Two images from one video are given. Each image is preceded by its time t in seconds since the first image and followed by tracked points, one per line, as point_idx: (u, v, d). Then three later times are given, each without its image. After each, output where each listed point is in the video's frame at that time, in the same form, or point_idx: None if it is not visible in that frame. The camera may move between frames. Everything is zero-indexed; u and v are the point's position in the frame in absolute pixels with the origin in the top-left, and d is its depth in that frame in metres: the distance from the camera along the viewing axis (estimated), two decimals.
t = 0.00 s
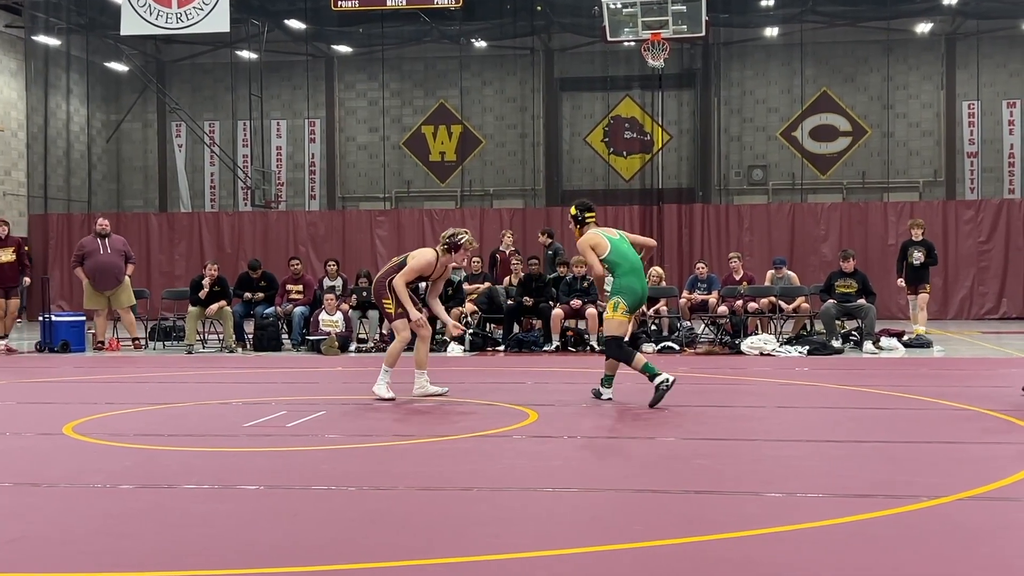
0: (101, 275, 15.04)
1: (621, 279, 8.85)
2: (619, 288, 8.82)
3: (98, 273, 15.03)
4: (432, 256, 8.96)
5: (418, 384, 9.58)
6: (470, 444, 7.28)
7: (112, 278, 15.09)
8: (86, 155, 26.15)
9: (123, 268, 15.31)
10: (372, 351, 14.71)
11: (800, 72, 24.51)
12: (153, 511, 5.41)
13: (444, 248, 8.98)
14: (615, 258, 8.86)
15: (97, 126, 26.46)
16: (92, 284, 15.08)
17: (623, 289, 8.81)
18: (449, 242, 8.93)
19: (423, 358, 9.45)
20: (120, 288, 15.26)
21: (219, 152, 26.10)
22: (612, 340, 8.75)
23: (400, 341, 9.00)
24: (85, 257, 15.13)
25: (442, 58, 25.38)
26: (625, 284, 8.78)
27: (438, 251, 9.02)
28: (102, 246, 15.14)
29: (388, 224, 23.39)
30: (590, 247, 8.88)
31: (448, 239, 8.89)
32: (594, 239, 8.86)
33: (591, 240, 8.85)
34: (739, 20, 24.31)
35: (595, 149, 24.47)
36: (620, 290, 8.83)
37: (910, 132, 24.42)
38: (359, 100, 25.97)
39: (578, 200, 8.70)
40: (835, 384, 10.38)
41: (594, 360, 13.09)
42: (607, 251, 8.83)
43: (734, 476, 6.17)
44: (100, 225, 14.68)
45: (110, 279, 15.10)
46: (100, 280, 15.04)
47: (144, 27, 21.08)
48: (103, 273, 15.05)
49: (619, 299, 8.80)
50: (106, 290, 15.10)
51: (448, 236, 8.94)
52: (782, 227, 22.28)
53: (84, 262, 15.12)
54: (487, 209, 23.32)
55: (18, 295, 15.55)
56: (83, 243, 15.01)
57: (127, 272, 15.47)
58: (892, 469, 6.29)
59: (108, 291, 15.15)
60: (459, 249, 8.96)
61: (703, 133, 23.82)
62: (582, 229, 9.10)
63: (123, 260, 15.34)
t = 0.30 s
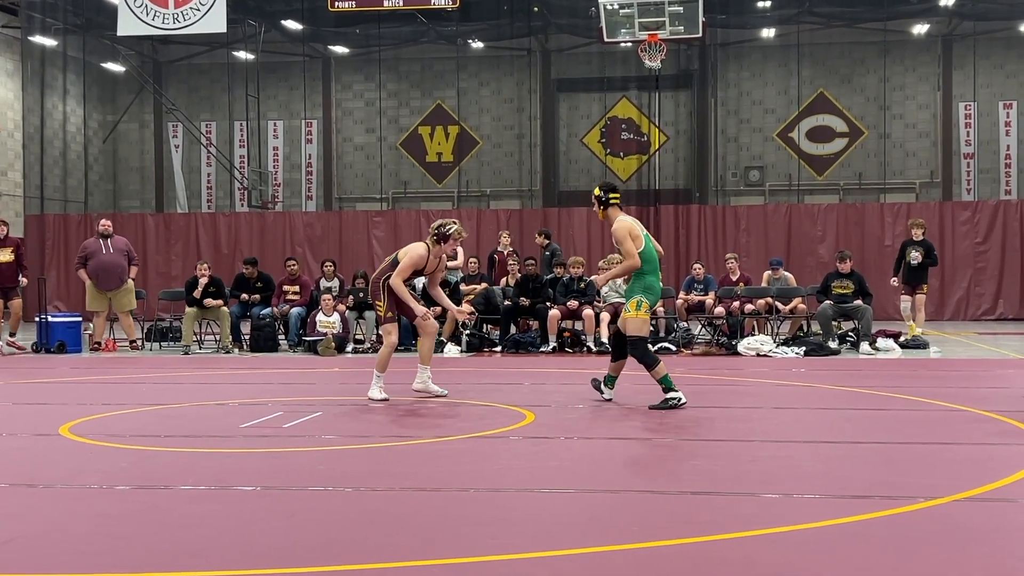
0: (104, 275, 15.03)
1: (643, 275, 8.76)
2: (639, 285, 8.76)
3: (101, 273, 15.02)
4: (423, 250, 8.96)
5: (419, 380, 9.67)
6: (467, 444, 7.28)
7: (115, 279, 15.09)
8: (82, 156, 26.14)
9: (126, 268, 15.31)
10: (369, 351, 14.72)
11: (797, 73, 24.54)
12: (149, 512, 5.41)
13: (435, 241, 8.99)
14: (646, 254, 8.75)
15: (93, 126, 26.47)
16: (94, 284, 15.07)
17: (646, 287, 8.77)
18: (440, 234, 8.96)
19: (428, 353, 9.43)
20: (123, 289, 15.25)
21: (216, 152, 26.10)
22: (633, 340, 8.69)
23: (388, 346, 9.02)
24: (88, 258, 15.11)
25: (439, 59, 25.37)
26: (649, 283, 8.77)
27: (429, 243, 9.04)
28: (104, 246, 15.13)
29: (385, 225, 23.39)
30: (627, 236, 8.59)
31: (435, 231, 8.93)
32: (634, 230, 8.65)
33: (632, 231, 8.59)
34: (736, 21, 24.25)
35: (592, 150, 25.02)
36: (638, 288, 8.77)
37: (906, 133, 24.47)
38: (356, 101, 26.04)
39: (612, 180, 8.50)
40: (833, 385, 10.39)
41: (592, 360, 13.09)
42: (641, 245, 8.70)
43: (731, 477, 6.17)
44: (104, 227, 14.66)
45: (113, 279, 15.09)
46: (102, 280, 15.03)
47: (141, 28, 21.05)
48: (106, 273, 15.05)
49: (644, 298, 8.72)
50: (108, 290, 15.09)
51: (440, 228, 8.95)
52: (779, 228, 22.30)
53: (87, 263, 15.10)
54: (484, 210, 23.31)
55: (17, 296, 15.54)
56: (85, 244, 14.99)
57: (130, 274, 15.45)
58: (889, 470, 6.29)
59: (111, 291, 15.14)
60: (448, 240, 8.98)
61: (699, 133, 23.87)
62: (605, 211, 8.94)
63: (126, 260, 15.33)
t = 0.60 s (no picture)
0: (110, 276, 15.02)
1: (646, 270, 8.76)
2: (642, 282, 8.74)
3: (106, 273, 15.00)
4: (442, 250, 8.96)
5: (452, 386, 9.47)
6: (464, 445, 7.28)
7: (120, 280, 15.07)
8: (79, 157, 26.14)
9: (131, 269, 15.29)
10: (366, 352, 14.72)
11: (793, 74, 24.54)
12: (145, 513, 5.41)
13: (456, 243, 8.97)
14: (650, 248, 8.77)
15: (89, 127, 26.46)
16: (99, 286, 15.04)
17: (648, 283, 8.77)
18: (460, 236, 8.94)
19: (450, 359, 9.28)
20: (128, 289, 15.24)
21: (213, 153, 26.12)
22: (640, 337, 8.73)
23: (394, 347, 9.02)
24: (92, 259, 15.09)
25: (436, 59, 25.37)
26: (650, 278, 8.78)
27: (450, 244, 9.02)
28: (110, 246, 15.11)
29: (382, 225, 23.36)
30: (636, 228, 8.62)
31: (456, 232, 8.90)
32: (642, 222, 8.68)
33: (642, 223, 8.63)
34: (732, 22, 24.28)
35: (588, 151, 24.92)
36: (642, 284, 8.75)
37: (902, 134, 24.44)
38: (353, 102, 25.98)
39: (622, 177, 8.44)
40: (829, 385, 10.40)
41: (589, 361, 13.09)
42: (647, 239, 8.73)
43: (728, 478, 6.17)
44: (109, 227, 14.63)
45: (119, 280, 15.08)
46: (108, 280, 15.01)
47: (137, 28, 21.03)
48: (112, 274, 15.02)
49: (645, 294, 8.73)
50: (114, 291, 15.07)
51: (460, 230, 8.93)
52: (775, 228, 22.32)
53: (91, 264, 15.10)
54: (480, 211, 23.32)
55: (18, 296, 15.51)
56: (90, 244, 14.95)
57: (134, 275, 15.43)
58: (886, 471, 6.30)
59: (116, 292, 15.11)
60: (470, 242, 8.93)
61: (695, 134, 23.92)
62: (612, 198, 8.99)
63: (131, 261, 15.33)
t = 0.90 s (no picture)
0: (110, 277, 14.99)
1: (633, 272, 8.79)
2: (630, 283, 8.78)
3: (106, 275, 14.97)
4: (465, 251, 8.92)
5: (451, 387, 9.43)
6: (461, 446, 7.28)
7: (120, 281, 15.06)
8: (75, 158, 26.14)
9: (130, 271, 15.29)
10: (363, 353, 14.71)
11: (790, 75, 24.58)
12: (142, 514, 5.40)
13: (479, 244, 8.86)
14: (634, 249, 8.77)
15: (86, 128, 26.46)
16: (99, 287, 15.01)
17: (637, 284, 8.77)
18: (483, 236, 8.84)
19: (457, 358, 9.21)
20: (127, 291, 15.24)
21: (210, 154, 26.11)
22: (638, 337, 8.69)
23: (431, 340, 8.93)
24: (92, 260, 15.05)
25: (433, 60, 25.42)
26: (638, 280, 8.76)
27: (471, 246, 8.92)
28: (110, 248, 15.11)
29: (379, 226, 23.34)
30: (611, 230, 8.70)
31: (478, 232, 8.81)
32: (619, 223, 8.72)
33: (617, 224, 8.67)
34: (729, 23, 24.33)
35: (585, 151, 24.80)
36: (630, 284, 8.78)
37: (899, 134, 24.43)
38: (349, 103, 25.93)
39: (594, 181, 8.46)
40: (826, 386, 10.41)
41: (586, 362, 13.09)
42: (628, 240, 8.74)
43: (725, 479, 6.17)
44: (111, 229, 14.62)
45: (119, 281, 15.06)
46: (108, 281, 14.98)
47: (135, 29, 21.02)
48: (111, 275, 15.00)
49: (635, 296, 8.74)
50: (114, 292, 15.05)
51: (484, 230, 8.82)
52: (772, 229, 22.30)
53: (91, 265, 15.05)
54: (477, 211, 23.33)
55: (17, 297, 15.46)
56: (91, 245, 14.94)
57: (133, 276, 15.42)
58: (883, 471, 6.30)
59: (115, 293, 15.10)
60: (491, 242, 8.83)
61: (693, 135, 23.96)
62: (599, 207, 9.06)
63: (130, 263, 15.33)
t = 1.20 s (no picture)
0: (106, 278, 14.96)
1: (618, 267, 8.78)
2: (618, 278, 8.73)
3: (102, 276, 14.94)
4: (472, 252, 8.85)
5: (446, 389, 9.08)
6: (459, 447, 7.28)
7: (116, 283, 15.04)
8: (72, 160, 26.13)
9: (127, 273, 15.27)
10: (360, 354, 14.70)
11: (787, 76, 24.64)
12: (138, 515, 5.40)
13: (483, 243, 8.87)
14: (614, 244, 8.82)
15: (83, 129, 26.46)
16: (95, 288, 14.98)
17: (625, 279, 8.76)
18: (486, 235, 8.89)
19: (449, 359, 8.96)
20: (123, 292, 15.23)
21: (206, 154, 26.10)
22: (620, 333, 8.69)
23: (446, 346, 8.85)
24: (89, 261, 15.04)
25: (430, 61, 25.46)
26: (626, 274, 8.76)
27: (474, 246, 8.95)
28: (107, 249, 15.09)
29: (376, 227, 23.32)
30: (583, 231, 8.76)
31: (480, 233, 8.86)
32: (590, 224, 8.80)
33: (589, 223, 8.75)
34: (726, 23, 24.36)
35: (582, 152, 24.84)
36: (618, 279, 8.74)
37: (896, 135, 24.53)
38: (346, 103, 25.91)
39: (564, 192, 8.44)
40: (823, 386, 10.43)
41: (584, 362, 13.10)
42: (606, 236, 8.81)
43: (722, 479, 6.17)
44: (108, 231, 14.61)
45: (115, 282, 15.03)
46: (103, 282, 14.95)
47: (131, 30, 20.96)
48: (108, 276, 14.98)
49: (625, 289, 8.70)
50: (110, 293, 15.02)
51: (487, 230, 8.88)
52: (769, 229, 22.29)
53: (88, 266, 15.04)
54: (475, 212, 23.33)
55: (15, 299, 15.48)
56: (88, 246, 14.92)
57: (130, 279, 15.42)
58: (880, 471, 6.31)
59: (112, 295, 15.08)
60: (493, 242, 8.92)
61: (690, 135, 23.99)
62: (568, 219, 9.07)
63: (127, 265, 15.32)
